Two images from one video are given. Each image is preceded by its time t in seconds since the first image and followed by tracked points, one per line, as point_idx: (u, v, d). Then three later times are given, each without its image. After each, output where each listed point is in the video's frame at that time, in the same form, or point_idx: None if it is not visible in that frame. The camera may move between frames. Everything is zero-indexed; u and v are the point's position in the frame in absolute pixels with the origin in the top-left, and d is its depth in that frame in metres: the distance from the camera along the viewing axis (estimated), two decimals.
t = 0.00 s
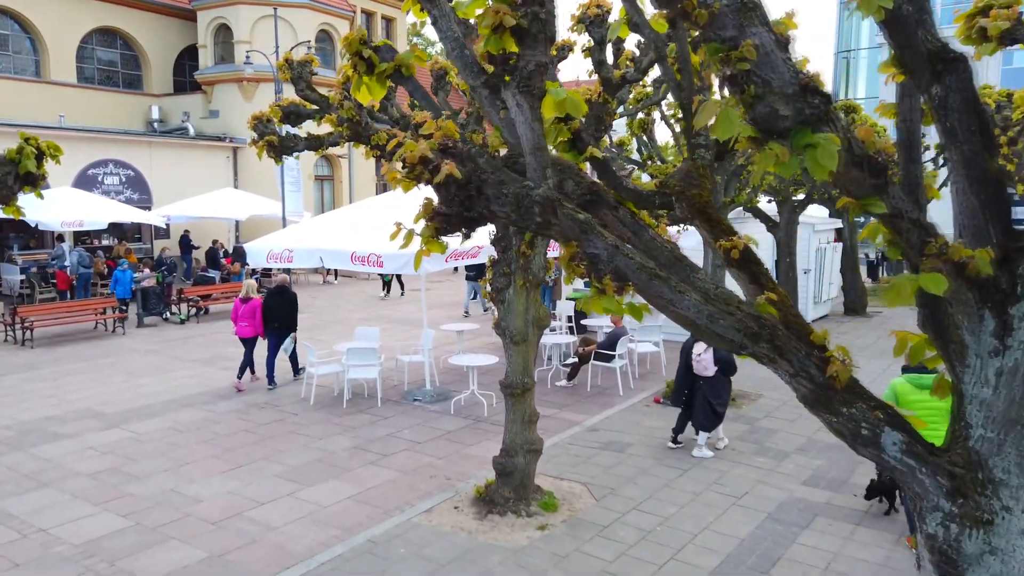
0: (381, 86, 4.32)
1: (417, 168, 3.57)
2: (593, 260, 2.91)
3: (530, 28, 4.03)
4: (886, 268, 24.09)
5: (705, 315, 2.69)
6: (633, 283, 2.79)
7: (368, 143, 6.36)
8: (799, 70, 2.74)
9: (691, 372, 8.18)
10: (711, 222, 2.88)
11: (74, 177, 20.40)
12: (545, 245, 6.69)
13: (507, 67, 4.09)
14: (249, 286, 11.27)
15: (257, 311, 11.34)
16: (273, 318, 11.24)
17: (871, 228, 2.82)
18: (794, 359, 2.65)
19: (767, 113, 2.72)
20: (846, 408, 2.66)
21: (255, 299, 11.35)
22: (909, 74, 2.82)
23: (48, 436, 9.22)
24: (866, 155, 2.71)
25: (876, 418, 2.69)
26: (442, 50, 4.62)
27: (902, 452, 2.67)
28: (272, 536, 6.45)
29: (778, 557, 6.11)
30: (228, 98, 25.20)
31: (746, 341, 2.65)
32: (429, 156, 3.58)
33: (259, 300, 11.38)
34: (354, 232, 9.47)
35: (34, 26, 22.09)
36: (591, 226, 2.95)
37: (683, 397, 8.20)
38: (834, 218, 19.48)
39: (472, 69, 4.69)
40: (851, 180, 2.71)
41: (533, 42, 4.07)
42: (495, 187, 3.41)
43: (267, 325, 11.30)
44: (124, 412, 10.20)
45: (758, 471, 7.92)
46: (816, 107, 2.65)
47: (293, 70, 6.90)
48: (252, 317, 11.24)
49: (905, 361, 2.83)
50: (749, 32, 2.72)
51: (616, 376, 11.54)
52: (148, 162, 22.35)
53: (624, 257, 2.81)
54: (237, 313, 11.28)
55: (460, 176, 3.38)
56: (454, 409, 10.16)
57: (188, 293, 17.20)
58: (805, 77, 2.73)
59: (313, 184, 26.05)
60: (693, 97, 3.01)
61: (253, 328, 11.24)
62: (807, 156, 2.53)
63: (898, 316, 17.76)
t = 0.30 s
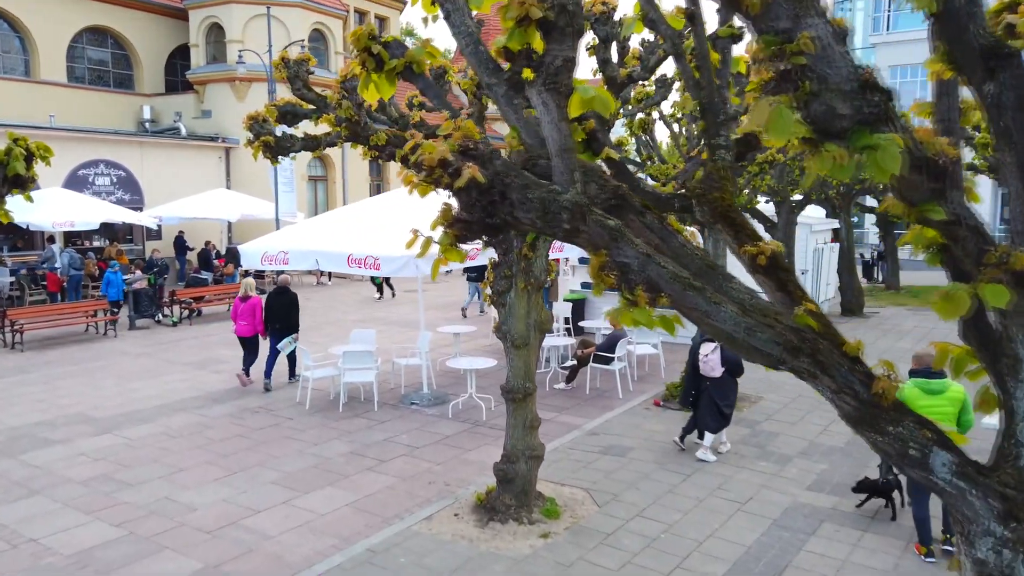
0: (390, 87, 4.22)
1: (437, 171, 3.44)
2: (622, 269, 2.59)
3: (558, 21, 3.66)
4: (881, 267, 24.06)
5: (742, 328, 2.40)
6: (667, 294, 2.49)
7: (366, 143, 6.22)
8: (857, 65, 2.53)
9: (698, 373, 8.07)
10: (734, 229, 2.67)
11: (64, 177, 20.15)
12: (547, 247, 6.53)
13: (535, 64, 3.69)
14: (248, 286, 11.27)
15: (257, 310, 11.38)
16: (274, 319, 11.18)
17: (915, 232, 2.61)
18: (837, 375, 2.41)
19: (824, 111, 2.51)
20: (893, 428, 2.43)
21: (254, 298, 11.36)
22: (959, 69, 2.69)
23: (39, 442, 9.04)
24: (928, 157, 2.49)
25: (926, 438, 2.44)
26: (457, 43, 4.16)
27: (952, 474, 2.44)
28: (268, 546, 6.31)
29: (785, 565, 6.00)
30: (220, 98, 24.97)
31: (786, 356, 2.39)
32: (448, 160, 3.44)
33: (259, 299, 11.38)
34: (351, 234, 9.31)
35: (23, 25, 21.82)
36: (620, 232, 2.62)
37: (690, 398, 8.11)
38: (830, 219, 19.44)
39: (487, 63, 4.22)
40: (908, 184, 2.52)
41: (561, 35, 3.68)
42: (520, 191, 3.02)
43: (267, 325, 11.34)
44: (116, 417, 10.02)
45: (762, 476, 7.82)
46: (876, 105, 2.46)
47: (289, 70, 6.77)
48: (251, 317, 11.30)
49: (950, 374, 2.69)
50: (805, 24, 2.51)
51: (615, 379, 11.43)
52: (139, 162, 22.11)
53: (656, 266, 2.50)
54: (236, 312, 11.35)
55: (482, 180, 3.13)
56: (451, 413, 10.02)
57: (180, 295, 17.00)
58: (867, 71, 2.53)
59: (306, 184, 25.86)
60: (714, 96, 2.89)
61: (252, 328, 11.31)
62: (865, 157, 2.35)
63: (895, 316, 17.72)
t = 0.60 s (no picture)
0: (399, 83, 4.47)
1: (460, 173, 3.27)
2: (659, 279, 2.42)
3: (590, 12, 3.62)
4: (876, 268, 24.07)
5: (788, 342, 2.22)
6: (706, 307, 2.32)
7: (363, 143, 6.11)
8: (928, 57, 2.34)
9: (703, 374, 7.98)
10: (759, 236, 2.58)
11: (53, 178, 19.90)
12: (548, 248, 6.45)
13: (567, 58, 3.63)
14: (247, 286, 11.27)
15: (256, 309, 11.37)
16: (273, 319, 11.14)
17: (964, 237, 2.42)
18: (887, 391, 2.20)
19: (894, 107, 2.33)
20: (948, 449, 2.19)
21: (252, 297, 11.35)
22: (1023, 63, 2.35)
23: (27, 448, 8.85)
24: (1000, 158, 2.25)
25: (983, 459, 2.20)
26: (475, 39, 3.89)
27: (1012, 499, 2.17)
28: (264, 555, 6.16)
29: (792, 572, 5.90)
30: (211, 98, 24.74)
31: (833, 372, 2.20)
32: (473, 162, 3.27)
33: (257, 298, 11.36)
34: (347, 237, 9.14)
35: (11, 24, 21.55)
36: (657, 240, 2.47)
37: (695, 399, 8.01)
38: (826, 220, 19.40)
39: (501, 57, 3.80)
40: (976, 187, 2.27)
41: (594, 28, 3.65)
42: (551, 195, 2.90)
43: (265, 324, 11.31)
44: (107, 422, 9.84)
45: (765, 481, 7.71)
46: (952, 99, 2.26)
47: (285, 68, 6.61)
48: (249, 316, 11.27)
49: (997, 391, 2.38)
50: (876, 13, 2.35)
51: (613, 381, 11.31)
52: (129, 162, 21.88)
53: (695, 276, 2.36)
54: (234, 311, 11.35)
55: (512, 183, 3.01)
56: (448, 417, 9.89)
57: (171, 297, 16.80)
58: (939, 64, 2.32)
59: (299, 184, 25.66)
60: (737, 92, 2.76)
61: (250, 326, 11.29)
62: (941, 157, 2.10)
63: (892, 317, 17.70)
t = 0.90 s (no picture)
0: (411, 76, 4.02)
1: (490, 168, 3.13)
2: (705, 284, 2.29)
3: None
4: (868, 269, 24.09)
5: (844, 353, 2.06)
6: (755, 315, 2.18)
7: (358, 142, 6.01)
8: None
9: (706, 376, 7.89)
10: (792, 238, 2.46)
11: (40, 178, 19.60)
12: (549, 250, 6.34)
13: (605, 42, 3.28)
14: (244, 288, 11.23)
15: (254, 311, 11.30)
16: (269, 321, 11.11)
17: None
18: (949, 406, 2.03)
19: (988, 93, 1.84)
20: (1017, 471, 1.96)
21: (249, 299, 11.28)
22: None
23: (12, 454, 8.64)
24: None
25: None
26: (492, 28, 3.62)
27: None
28: (257, 565, 6.01)
29: None
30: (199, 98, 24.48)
31: (892, 385, 2.04)
32: (502, 157, 3.14)
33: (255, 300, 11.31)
34: (340, 238, 8.95)
35: None
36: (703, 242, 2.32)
37: (698, 401, 7.92)
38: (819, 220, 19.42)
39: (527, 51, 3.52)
40: None
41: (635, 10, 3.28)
42: (586, 194, 2.71)
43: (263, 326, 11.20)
44: (95, 427, 9.63)
45: (767, 485, 7.60)
46: None
47: (278, 65, 6.44)
48: (248, 318, 11.21)
49: None
50: None
51: (610, 384, 11.20)
52: (116, 163, 21.60)
53: (743, 281, 2.22)
54: (232, 314, 11.32)
55: (548, 181, 2.81)
56: (443, 420, 9.74)
57: (160, 299, 16.57)
58: None
59: (288, 185, 25.43)
60: (761, 88, 2.61)
61: (248, 328, 11.20)
62: None
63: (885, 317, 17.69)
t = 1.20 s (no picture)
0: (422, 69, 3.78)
1: (523, 166, 2.70)
2: (757, 293, 2.16)
3: None
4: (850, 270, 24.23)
5: (906, 368, 2.02)
6: (814, 328, 2.08)
7: (348, 142, 5.88)
8: None
9: (706, 379, 7.79)
10: (825, 239, 2.39)
11: (16, 180, 19.19)
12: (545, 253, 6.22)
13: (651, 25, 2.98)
14: (236, 291, 11.21)
15: (246, 314, 11.29)
16: (259, 325, 10.89)
17: None
18: (1018, 426, 2.00)
19: None
20: None
21: (241, 303, 11.27)
22: None
23: None
24: None
25: None
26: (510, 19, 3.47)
27: None
28: None
29: None
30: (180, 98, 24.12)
31: (955, 402, 2.02)
32: (539, 152, 2.71)
33: (247, 303, 11.27)
34: (327, 242, 8.76)
35: None
36: (755, 248, 2.19)
37: (698, 404, 7.82)
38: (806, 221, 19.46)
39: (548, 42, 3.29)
40: None
41: None
42: (631, 192, 2.39)
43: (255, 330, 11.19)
44: (73, 435, 9.37)
45: (762, 490, 7.50)
46: None
47: (265, 63, 6.26)
48: (239, 321, 11.17)
49: None
50: None
51: (600, 388, 11.09)
52: (95, 164, 21.22)
53: (799, 291, 2.11)
54: (223, 317, 11.25)
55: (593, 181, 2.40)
56: (433, 426, 9.57)
57: (140, 303, 16.26)
58: None
59: (271, 186, 25.14)
60: (784, 83, 2.51)
61: (241, 331, 11.21)
62: None
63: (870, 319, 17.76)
